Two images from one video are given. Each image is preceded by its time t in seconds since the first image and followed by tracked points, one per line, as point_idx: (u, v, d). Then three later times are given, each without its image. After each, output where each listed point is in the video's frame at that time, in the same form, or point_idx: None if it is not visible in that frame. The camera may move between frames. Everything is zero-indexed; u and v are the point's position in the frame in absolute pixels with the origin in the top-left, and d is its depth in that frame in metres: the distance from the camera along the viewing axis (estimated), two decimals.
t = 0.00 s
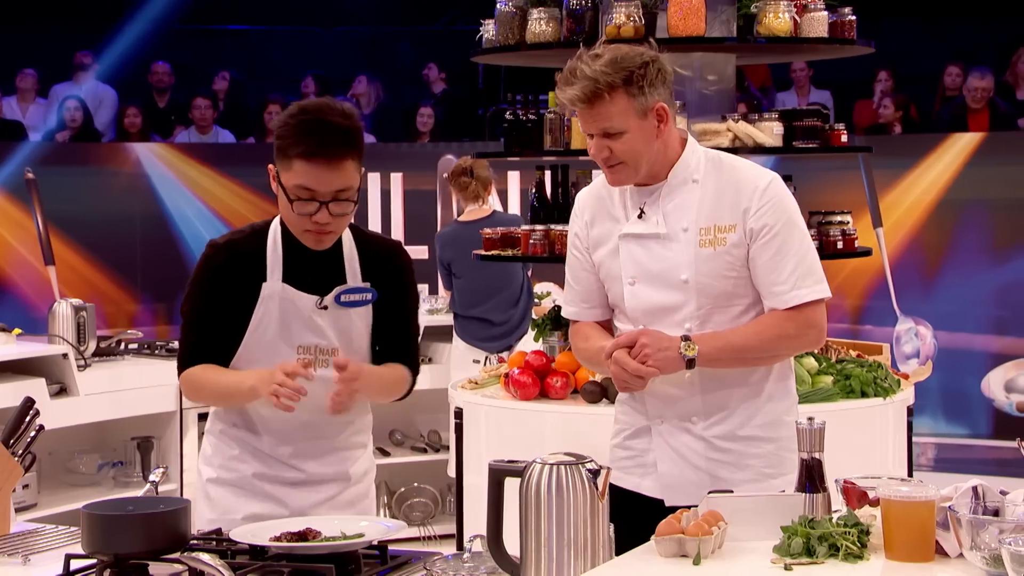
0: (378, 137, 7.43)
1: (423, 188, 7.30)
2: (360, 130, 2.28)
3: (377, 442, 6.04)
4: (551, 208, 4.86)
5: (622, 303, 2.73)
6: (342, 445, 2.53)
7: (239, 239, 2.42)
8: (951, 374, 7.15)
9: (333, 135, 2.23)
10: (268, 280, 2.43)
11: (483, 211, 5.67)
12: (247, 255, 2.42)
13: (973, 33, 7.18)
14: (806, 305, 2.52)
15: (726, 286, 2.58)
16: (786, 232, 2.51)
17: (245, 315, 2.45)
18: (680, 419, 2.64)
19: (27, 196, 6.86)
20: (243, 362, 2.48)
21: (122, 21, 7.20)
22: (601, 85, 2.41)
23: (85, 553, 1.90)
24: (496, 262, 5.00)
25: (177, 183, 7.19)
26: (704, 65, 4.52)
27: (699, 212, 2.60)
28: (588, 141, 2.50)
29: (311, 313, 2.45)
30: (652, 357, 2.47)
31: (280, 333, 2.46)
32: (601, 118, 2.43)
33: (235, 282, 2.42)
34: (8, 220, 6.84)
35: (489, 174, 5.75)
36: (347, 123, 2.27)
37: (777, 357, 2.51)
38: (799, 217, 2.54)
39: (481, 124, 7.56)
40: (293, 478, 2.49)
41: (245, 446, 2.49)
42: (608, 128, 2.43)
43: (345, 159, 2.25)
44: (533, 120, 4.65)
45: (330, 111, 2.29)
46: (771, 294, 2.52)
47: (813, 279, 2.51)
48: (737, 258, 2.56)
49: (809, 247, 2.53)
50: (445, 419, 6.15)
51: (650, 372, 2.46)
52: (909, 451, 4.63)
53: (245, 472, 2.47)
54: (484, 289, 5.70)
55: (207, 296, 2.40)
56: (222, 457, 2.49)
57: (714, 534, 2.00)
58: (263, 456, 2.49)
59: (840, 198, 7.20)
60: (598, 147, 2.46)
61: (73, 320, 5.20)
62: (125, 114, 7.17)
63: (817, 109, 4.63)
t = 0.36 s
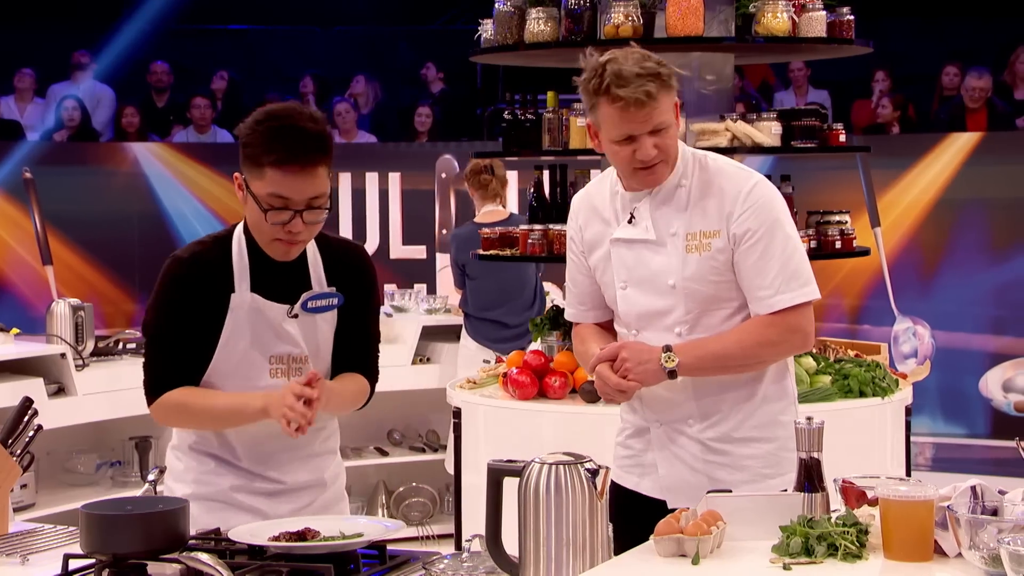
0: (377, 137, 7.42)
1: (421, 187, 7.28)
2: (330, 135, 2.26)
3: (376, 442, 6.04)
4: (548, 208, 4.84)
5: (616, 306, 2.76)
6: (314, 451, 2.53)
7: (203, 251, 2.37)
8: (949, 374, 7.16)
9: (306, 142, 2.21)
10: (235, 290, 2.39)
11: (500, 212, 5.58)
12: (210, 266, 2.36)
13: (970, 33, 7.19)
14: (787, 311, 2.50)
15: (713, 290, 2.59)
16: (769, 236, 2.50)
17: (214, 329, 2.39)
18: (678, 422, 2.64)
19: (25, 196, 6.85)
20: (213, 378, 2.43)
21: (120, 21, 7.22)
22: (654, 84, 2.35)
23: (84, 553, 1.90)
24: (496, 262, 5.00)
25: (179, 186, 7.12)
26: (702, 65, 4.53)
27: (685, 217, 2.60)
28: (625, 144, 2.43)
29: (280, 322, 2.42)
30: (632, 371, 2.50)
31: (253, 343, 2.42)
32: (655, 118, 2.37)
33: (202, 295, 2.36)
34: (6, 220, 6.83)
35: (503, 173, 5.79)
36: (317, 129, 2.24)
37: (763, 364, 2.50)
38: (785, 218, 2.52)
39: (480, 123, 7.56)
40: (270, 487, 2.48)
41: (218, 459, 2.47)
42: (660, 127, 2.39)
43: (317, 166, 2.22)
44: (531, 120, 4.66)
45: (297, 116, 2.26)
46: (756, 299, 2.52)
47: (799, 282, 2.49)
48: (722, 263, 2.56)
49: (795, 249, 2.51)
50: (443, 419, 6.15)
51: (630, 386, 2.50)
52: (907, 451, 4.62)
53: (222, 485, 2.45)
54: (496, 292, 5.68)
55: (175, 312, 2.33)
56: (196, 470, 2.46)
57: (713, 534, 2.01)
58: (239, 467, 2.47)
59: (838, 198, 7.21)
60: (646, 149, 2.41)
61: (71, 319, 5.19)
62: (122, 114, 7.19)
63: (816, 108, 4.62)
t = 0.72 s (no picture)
0: (376, 137, 7.41)
1: (420, 187, 7.27)
2: (293, 147, 2.11)
3: (375, 441, 6.04)
4: (547, 207, 4.85)
5: (608, 296, 2.74)
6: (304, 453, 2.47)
7: (180, 246, 2.35)
8: (949, 373, 7.16)
9: (261, 155, 2.06)
10: (211, 289, 2.36)
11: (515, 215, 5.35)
12: (189, 261, 2.35)
13: (970, 33, 7.19)
14: (789, 314, 2.56)
15: (716, 287, 2.61)
16: (779, 241, 2.55)
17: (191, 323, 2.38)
18: (664, 416, 2.65)
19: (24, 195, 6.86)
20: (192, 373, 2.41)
21: (119, 21, 7.23)
22: (637, 80, 2.39)
23: (83, 553, 1.90)
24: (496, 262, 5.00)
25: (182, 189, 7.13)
26: (702, 65, 4.53)
27: (694, 213, 2.61)
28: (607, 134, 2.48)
29: (256, 321, 2.38)
30: (637, 362, 2.50)
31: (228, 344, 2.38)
32: (632, 113, 2.41)
33: (177, 287, 2.34)
34: (6, 220, 6.84)
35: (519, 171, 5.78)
36: (277, 142, 2.09)
37: (761, 363, 2.54)
38: (791, 226, 2.58)
39: (479, 123, 7.55)
40: (255, 489, 2.44)
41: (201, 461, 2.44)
42: (637, 124, 2.42)
43: (269, 179, 2.08)
44: (531, 119, 4.66)
45: (257, 124, 2.10)
46: (758, 301, 2.56)
47: (802, 287, 2.55)
48: (728, 261, 2.59)
49: (799, 256, 2.57)
50: (443, 419, 6.16)
51: (634, 377, 2.49)
52: (906, 450, 4.62)
53: (205, 489, 2.42)
54: (505, 293, 5.53)
55: (144, 308, 2.30)
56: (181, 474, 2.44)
57: (713, 533, 2.01)
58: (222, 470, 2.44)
59: (837, 198, 7.23)
60: (621, 143, 2.45)
61: (70, 319, 5.20)
62: (121, 113, 7.18)
63: (815, 108, 4.62)
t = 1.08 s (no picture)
0: (377, 137, 7.41)
1: (422, 187, 7.27)
2: (298, 176, 2.04)
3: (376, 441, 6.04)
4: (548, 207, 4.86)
5: (598, 295, 2.74)
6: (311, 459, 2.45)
7: (189, 262, 2.30)
8: (949, 373, 7.16)
9: (274, 185, 1.99)
10: (211, 311, 2.31)
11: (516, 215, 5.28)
12: (194, 278, 2.30)
13: (971, 33, 7.19)
14: (780, 309, 2.57)
15: (705, 284, 2.60)
16: (767, 236, 2.55)
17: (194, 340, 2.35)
18: (654, 413, 2.65)
19: (25, 196, 6.85)
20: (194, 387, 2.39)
21: (120, 21, 7.22)
22: (614, 83, 2.42)
23: (84, 554, 1.91)
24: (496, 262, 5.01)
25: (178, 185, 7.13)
26: (702, 65, 4.52)
27: (683, 210, 2.62)
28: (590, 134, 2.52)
29: (257, 344, 2.34)
30: (632, 362, 2.49)
31: (225, 365, 2.35)
32: (612, 114, 2.44)
33: (181, 304, 2.30)
34: (6, 220, 6.84)
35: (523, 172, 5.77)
36: (286, 167, 2.02)
37: (751, 360, 2.54)
38: (779, 222, 2.58)
39: (480, 123, 7.54)
40: (260, 493, 2.44)
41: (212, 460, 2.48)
42: (616, 124, 2.45)
43: (283, 206, 2.01)
44: (532, 120, 4.66)
45: (256, 152, 2.02)
46: (748, 296, 2.56)
47: (790, 283, 2.55)
48: (717, 257, 2.59)
49: (787, 252, 2.57)
50: (444, 419, 6.16)
51: (629, 377, 2.49)
52: (906, 451, 4.62)
53: (211, 484, 2.46)
54: (506, 292, 5.50)
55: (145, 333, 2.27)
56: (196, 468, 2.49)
57: (713, 534, 2.01)
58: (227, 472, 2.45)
59: (837, 198, 7.22)
60: (603, 142, 2.48)
61: (71, 319, 5.20)
62: (122, 114, 7.18)
63: (816, 109, 4.62)
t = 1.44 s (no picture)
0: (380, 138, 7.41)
1: (425, 187, 7.28)
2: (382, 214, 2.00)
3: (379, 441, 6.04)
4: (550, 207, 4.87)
5: (594, 291, 2.75)
6: (345, 481, 2.39)
7: (261, 263, 2.29)
8: (952, 374, 7.15)
9: (355, 216, 1.96)
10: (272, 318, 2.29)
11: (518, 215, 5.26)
12: (261, 282, 2.28)
13: (974, 33, 7.19)
14: (774, 301, 2.55)
15: (702, 278, 2.60)
16: (762, 228, 2.54)
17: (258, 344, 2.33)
18: (651, 408, 2.66)
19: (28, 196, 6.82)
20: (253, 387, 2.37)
21: (123, 21, 7.21)
22: (660, 70, 2.46)
23: (88, 553, 1.91)
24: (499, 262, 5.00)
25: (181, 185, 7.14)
26: (706, 65, 4.52)
27: (678, 204, 2.62)
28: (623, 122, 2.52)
29: (308, 362, 2.29)
30: (626, 356, 2.50)
31: (275, 371, 2.32)
32: (657, 101, 2.47)
33: (241, 305, 2.29)
34: (8, 220, 6.79)
35: (526, 171, 5.76)
36: (372, 199, 1.98)
37: (747, 354, 2.53)
38: (774, 216, 2.58)
39: (483, 123, 7.54)
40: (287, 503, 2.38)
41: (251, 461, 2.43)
42: (661, 112, 2.49)
43: (362, 238, 1.99)
44: (535, 120, 4.66)
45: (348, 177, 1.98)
46: (744, 290, 2.55)
47: (786, 275, 2.55)
48: (713, 251, 2.58)
49: (782, 244, 2.56)
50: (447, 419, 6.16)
51: (623, 371, 2.50)
52: (910, 450, 4.62)
53: (245, 478, 2.41)
54: (507, 290, 5.48)
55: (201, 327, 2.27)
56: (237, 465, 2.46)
57: (716, 534, 2.00)
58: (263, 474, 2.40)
59: (841, 198, 7.21)
60: (646, 130, 2.50)
61: (74, 319, 5.20)
62: (126, 113, 7.19)
63: (819, 108, 4.62)
